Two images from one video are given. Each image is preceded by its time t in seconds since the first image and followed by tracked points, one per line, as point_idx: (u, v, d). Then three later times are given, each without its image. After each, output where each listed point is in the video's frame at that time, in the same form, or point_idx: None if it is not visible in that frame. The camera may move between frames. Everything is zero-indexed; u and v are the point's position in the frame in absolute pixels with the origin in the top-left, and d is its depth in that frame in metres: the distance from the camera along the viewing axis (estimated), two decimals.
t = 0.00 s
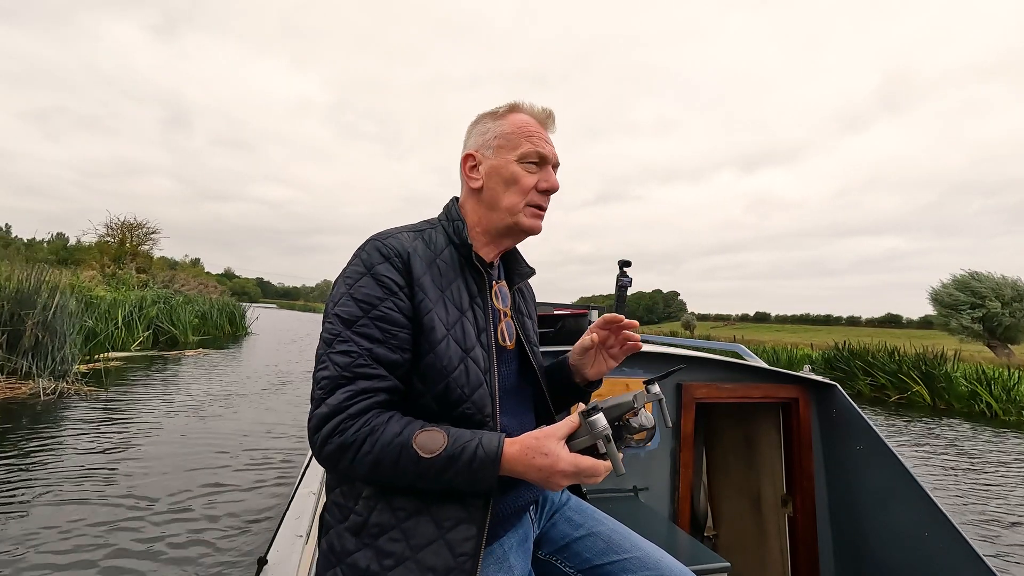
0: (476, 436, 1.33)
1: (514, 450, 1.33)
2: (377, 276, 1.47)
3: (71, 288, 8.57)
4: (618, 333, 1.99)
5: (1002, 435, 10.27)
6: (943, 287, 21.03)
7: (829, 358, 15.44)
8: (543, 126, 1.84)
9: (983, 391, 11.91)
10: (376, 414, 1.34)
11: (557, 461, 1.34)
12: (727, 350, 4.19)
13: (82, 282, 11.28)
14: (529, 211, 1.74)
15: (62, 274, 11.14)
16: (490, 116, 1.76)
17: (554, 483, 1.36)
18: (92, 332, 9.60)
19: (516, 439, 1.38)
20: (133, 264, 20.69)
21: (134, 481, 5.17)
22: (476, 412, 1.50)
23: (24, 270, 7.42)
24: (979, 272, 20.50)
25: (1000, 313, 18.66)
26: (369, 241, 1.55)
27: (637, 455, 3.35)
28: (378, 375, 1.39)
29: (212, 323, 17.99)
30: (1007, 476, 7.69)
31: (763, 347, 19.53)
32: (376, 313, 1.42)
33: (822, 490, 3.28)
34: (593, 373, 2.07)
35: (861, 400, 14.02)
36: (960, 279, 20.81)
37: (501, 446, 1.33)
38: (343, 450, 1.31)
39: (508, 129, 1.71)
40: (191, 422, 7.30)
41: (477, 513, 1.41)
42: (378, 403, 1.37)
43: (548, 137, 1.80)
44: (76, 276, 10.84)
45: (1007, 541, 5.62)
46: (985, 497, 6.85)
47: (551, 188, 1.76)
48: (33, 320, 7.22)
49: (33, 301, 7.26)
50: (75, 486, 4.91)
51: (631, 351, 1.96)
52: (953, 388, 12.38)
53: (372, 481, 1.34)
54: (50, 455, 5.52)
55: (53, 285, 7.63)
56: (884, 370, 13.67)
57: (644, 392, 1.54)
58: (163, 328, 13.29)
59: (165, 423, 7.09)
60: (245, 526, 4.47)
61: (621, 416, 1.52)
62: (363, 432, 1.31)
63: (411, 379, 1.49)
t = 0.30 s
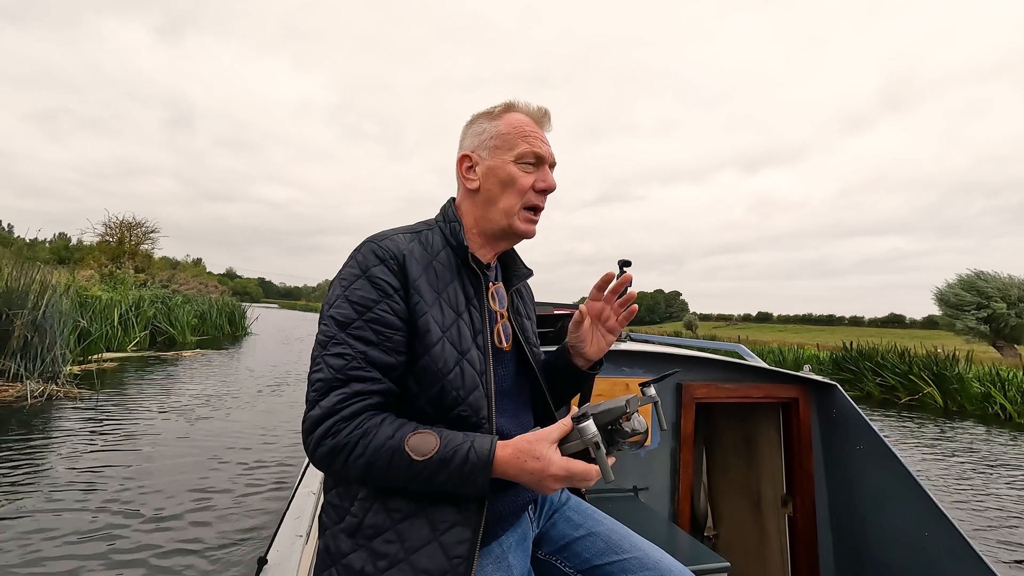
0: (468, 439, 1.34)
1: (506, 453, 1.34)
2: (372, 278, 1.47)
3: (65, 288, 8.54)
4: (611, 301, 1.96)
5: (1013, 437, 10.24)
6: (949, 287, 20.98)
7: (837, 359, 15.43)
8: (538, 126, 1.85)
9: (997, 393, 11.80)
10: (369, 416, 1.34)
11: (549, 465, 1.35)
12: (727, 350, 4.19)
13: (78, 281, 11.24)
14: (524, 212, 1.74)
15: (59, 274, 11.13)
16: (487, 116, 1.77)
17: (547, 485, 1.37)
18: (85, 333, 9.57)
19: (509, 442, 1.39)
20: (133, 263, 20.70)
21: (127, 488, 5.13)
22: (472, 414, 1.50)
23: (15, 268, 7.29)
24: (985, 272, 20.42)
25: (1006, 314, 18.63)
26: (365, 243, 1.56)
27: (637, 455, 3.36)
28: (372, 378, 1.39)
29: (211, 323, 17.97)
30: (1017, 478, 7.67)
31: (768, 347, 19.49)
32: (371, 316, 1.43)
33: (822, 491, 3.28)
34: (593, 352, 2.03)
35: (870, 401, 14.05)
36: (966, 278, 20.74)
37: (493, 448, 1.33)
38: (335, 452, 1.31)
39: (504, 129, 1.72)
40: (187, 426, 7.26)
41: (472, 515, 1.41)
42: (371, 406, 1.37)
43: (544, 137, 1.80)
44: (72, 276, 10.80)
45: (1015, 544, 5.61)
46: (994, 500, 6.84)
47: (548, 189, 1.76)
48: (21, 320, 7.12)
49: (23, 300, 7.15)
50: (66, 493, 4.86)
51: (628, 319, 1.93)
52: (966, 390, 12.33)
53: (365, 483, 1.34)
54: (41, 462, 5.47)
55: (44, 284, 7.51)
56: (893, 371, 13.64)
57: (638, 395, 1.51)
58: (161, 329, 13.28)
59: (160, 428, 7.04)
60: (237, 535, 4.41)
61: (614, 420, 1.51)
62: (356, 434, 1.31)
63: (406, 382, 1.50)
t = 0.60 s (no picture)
0: (462, 435, 1.34)
1: (500, 448, 1.34)
2: (367, 278, 1.48)
3: (57, 288, 8.50)
4: (606, 298, 2.00)
5: None
6: (955, 287, 20.94)
7: (845, 360, 15.38)
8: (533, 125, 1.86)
9: (1013, 396, 11.72)
10: (363, 415, 1.34)
11: (543, 460, 1.36)
12: (727, 349, 4.19)
13: (74, 282, 11.21)
14: (520, 208, 1.74)
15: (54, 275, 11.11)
16: (482, 115, 1.78)
17: (541, 479, 1.37)
18: (77, 333, 9.51)
19: (502, 437, 1.39)
20: (132, 263, 20.71)
21: (119, 495, 5.07)
22: (468, 414, 1.50)
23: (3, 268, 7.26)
24: (992, 272, 20.36)
25: (1012, 314, 18.60)
26: (361, 244, 1.56)
27: (637, 455, 3.36)
28: (367, 378, 1.39)
29: (210, 323, 17.97)
30: None
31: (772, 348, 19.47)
32: (365, 315, 1.43)
33: (822, 491, 3.28)
34: (592, 352, 2.03)
35: (882, 404, 14.04)
36: (973, 279, 20.68)
37: (488, 444, 1.34)
38: (329, 451, 1.32)
39: (498, 128, 1.73)
40: (183, 430, 7.20)
41: (469, 514, 1.42)
42: (366, 405, 1.37)
43: (538, 135, 1.81)
44: (66, 276, 10.77)
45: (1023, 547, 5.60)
46: (1000, 502, 6.84)
47: (543, 185, 1.76)
48: (7, 321, 7.07)
49: (10, 300, 7.11)
50: (56, 502, 4.79)
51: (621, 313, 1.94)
52: (982, 393, 12.34)
53: (361, 482, 1.34)
54: (32, 469, 5.40)
55: (32, 284, 7.48)
56: (905, 373, 13.67)
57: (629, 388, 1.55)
58: (158, 329, 13.27)
59: (155, 432, 6.99)
60: (229, 543, 4.35)
61: (607, 413, 1.53)
62: (350, 432, 1.31)
63: (402, 381, 1.50)
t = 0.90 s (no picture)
0: (460, 435, 1.34)
1: (499, 448, 1.34)
2: (364, 278, 1.48)
3: (50, 288, 8.43)
4: (630, 331, 1.98)
5: None
6: (961, 287, 20.86)
7: (854, 361, 15.28)
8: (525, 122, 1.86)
9: None
10: (361, 415, 1.34)
11: (541, 459, 1.35)
12: (727, 349, 4.18)
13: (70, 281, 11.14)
14: (518, 205, 1.74)
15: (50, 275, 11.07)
16: (474, 114, 1.78)
17: (539, 479, 1.37)
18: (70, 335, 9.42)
19: (500, 437, 1.39)
20: (131, 263, 20.69)
21: (116, 496, 5.01)
22: (467, 413, 1.50)
23: None
24: (998, 272, 20.26)
25: (1019, 314, 18.50)
26: (358, 244, 1.56)
27: (637, 455, 3.36)
28: (365, 378, 1.39)
29: (209, 323, 17.94)
30: None
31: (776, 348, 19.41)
32: (363, 316, 1.43)
33: (822, 491, 3.27)
34: (602, 377, 2.04)
35: (892, 405, 13.94)
36: (979, 278, 20.59)
37: (486, 444, 1.34)
38: (328, 451, 1.32)
39: (492, 126, 1.73)
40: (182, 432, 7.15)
41: (468, 514, 1.42)
42: (365, 405, 1.37)
43: (531, 131, 1.81)
44: (62, 276, 10.69)
45: None
46: (1011, 506, 6.79)
47: (540, 180, 1.77)
48: None
49: None
50: (51, 503, 4.73)
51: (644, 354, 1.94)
52: (995, 395, 12.21)
53: (359, 482, 1.34)
54: (27, 470, 5.35)
55: (23, 284, 7.34)
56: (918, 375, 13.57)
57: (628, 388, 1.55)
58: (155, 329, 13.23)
59: (153, 433, 6.94)
60: (226, 546, 4.27)
61: (605, 413, 1.53)
62: (349, 433, 1.31)
63: (400, 381, 1.51)
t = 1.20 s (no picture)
0: (460, 432, 1.34)
1: (498, 444, 1.35)
2: (363, 279, 1.48)
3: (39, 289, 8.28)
4: (623, 307, 1.99)
5: None
6: (968, 287, 20.79)
7: (864, 363, 15.18)
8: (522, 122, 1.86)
9: None
10: (361, 415, 1.35)
11: (541, 453, 1.36)
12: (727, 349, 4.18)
13: (64, 281, 11.03)
14: (517, 205, 1.74)
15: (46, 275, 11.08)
16: (471, 114, 1.79)
17: (539, 474, 1.38)
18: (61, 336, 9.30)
19: (499, 433, 1.40)
20: (130, 263, 20.67)
21: (114, 494, 4.97)
22: (466, 412, 1.50)
23: None
24: (1006, 272, 20.18)
25: None
26: (357, 245, 1.56)
27: (637, 456, 3.36)
28: (364, 378, 1.39)
29: (207, 323, 17.93)
30: None
31: (781, 349, 19.32)
32: (362, 316, 1.43)
33: (822, 491, 3.28)
34: (601, 356, 2.06)
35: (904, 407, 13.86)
36: (986, 278, 20.51)
37: (485, 441, 1.34)
38: (328, 451, 1.32)
39: (489, 126, 1.73)
40: (182, 431, 7.10)
41: (467, 513, 1.42)
42: (364, 405, 1.37)
43: (529, 131, 1.82)
44: (57, 276, 10.57)
45: None
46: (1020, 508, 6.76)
47: (538, 180, 1.77)
48: None
49: None
50: (49, 502, 4.69)
51: (637, 328, 1.95)
52: (1012, 396, 12.17)
53: (359, 482, 1.35)
54: (25, 468, 5.31)
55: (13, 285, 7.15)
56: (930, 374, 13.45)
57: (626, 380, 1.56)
58: (152, 330, 13.25)
59: (152, 433, 6.90)
60: (225, 545, 4.21)
61: (603, 405, 1.54)
62: (349, 432, 1.31)
63: (400, 381, 1.51)
